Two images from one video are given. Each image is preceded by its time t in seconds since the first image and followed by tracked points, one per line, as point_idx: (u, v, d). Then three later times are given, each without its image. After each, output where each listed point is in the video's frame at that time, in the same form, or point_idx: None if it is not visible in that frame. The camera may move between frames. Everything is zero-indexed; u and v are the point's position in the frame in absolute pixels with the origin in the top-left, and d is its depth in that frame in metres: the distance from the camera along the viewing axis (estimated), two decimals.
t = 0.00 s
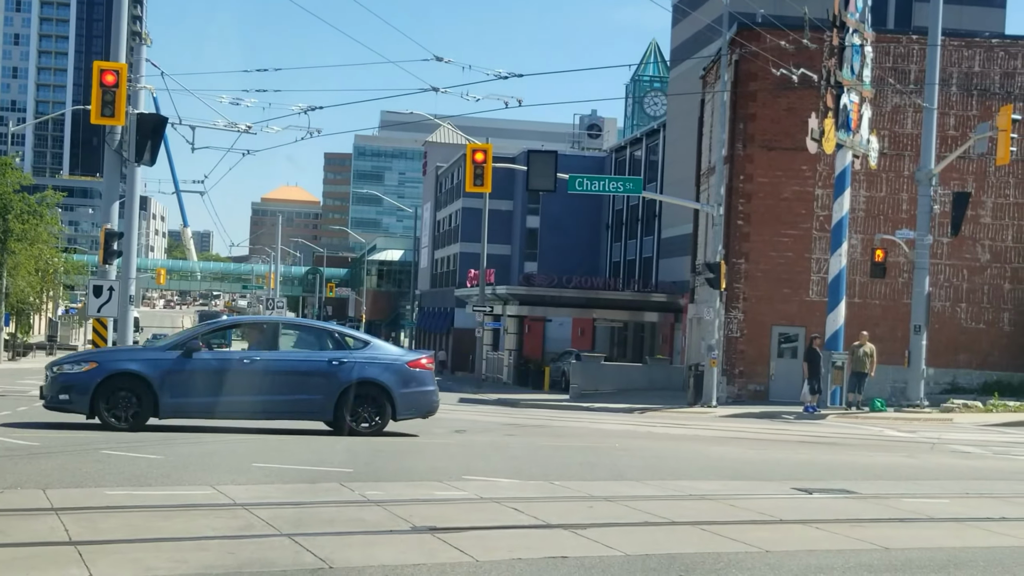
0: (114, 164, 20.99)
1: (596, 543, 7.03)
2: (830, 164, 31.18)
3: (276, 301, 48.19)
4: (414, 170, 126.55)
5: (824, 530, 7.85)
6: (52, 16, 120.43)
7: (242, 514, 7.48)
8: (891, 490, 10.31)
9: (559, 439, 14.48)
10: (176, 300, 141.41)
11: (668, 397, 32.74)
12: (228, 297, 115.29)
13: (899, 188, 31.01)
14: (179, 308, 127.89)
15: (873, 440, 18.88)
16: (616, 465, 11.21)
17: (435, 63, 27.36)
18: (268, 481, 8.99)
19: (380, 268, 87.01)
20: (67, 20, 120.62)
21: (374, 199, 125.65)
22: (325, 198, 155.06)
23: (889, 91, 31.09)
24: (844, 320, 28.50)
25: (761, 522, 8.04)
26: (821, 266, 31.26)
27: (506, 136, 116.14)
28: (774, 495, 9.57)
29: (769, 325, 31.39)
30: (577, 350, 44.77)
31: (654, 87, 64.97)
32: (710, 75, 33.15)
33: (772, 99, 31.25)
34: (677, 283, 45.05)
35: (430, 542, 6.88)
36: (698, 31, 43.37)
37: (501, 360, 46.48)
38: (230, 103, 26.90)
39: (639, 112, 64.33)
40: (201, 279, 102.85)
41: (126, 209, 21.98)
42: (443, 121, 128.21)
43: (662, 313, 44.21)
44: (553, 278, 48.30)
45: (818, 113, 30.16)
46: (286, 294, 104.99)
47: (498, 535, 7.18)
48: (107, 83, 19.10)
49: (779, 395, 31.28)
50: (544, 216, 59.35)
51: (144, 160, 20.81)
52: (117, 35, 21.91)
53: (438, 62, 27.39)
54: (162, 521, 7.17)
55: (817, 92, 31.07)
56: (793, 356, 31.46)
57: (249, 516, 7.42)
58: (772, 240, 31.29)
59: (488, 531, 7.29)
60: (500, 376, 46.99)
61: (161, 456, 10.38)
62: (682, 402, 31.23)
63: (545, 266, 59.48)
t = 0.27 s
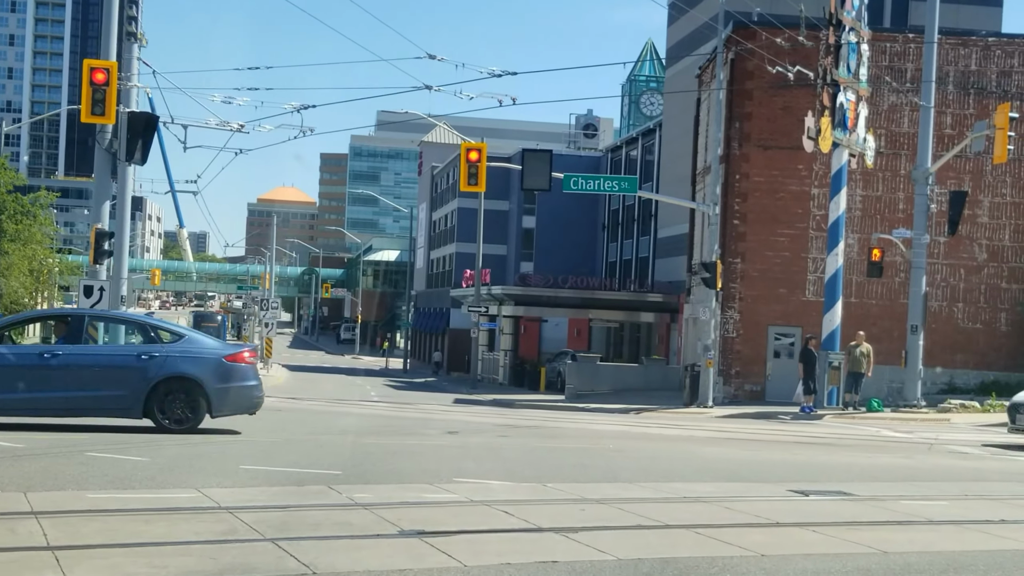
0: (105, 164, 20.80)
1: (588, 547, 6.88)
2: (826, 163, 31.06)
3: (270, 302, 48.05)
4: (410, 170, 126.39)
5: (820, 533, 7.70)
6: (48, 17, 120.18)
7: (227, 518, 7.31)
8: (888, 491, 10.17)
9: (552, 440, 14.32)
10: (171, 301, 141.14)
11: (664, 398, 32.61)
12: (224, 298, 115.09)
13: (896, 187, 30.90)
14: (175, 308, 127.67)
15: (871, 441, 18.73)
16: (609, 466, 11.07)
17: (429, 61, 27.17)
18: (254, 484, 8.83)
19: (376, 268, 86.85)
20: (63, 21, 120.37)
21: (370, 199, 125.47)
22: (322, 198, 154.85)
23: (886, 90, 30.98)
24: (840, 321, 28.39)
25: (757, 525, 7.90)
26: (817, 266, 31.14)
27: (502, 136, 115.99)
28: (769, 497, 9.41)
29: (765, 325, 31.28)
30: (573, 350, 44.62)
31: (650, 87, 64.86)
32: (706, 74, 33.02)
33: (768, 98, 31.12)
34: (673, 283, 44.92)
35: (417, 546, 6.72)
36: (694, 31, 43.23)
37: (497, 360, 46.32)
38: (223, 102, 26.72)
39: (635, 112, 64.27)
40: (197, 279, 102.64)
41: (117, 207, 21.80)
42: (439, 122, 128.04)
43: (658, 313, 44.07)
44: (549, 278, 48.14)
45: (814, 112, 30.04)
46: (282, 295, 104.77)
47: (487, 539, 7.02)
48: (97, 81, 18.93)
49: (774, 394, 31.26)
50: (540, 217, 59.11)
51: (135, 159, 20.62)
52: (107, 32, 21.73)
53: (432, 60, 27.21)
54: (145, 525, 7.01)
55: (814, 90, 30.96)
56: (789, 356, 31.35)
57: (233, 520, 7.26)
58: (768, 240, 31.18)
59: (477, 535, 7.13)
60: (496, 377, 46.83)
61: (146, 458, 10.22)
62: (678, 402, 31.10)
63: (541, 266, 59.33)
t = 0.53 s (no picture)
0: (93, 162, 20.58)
1: (575, 552, 6.69)
2: (822, 162, 30.92)
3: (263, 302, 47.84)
4: (405, 170, 126.15)
5: (816, 536, 7.51)
6: (41, 16, 119.76)
7: (206, 521, 7.12)
8: (884, 493, 9.99)
9: (543, 441, 14.13)
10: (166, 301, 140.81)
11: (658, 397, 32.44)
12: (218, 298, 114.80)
13: (891, 186, 30.76)
14: (168, 308, 127.35)
15: (867, 441, 18.56)
16: (601, 467, 10.87)
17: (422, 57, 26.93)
18: (236, 486, 8.64)
19: (370, 268, 86.63)
20: (56, 20, 119.95)
21: (365, 199, 125.21)
22: (316, 198, 154.58)
23: (881, 88, 30.82)
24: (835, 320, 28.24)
25: (748, 528, 7.71)
26: (812, 265, 31.00)
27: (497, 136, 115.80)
28: (762, 499, 9.23)
29: (760, 324, 31.14)
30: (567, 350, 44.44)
31: (645, 86, 64.70)
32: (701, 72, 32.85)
33: (762, 96, 30.96)
34: (668, 283, 44.75)
35: (401, 551, 6.53)
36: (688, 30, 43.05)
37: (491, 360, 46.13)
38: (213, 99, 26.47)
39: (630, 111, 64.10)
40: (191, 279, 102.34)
41: (106, 204, 21.60)
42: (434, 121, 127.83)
43: (653, 313, 43.91)
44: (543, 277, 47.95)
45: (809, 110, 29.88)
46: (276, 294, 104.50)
47: (472, 543, 6.83)
48: (84, 78, 18.70)
49: (769, 394, 31.09)
50: (534, 216, 58.88)
51: (123, 157, 20.41)
52: (94, 29, 21.51)
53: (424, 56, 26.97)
54: (120, 529, 6.81)
55: (808, 89, 30.81)
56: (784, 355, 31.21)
57: (213, 524, 7.07)
58: (763, 239, 31.02)
59: (462, 539, 6.94)
60: (490, 377, 46.64)
61: (127, 460, 10.02)
62: (672, 402, 30.94)
63: (535, 265, 59.15)
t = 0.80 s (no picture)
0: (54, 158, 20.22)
1: (539, 556, 6.47)
2: (794, 160, 30.84)
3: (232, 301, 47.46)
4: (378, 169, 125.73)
5: (786, 538, 7.31)
6: (10, 15, 118.72)
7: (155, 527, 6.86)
8: (856, 494, 9.81)
9: (511, 442, 13.91)
10: (137, 301, 139.84)
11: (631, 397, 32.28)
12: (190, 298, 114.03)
13: (863, 184, 30.73)
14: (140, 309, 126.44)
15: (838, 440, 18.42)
16: (569, 468, 10.65)
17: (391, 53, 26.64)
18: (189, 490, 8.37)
19: (342, 268, 86.23)
20: (25, 19, 118.94)
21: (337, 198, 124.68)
22: (288, 197, 153.92)
23: (853, 86, 30.75)
24: (808, 319, 28.13)
25: (718, 531, 7.51)
26: (784, 263, 30.91)
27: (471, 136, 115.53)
28: (732, 500, 9.03)
29: (732, 323, 31.05)
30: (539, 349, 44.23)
31: (617, 85, 64.59)
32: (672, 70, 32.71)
33: (734, 93, 30.85)
34: (641, 282, 44.61)
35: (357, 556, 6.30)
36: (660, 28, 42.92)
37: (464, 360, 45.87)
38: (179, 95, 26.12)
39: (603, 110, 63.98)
40: (162, 279, 101.63)
41: (70, 201, 21.24)
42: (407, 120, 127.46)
43: (626, 311, 43.77)
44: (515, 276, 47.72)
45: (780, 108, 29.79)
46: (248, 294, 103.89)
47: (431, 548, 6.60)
48: (45, 73, 18.35)
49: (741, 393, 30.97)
50: (506, 214, 58.65)
51: (85, 154, 20.06)
52: (56, 24, 21.15)
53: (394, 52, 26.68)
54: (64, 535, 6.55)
55: (780, 86, 30.72)
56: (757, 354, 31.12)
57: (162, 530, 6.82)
58: (735, 238, 30.91)
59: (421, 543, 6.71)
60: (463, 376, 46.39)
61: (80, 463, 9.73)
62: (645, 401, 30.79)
63: (508, 264, 58.94)
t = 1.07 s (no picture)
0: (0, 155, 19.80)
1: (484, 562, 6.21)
2: (753, 159, 30.80)
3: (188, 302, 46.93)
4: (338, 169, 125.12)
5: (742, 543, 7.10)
6: None
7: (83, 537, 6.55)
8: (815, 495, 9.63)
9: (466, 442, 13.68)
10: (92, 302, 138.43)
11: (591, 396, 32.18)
12: (147, 299, 112.98)
13: (822, 183, 30.70)
14: (96, 310, 125.15)
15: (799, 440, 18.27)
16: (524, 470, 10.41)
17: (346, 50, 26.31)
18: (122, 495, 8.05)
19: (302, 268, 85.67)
20: None
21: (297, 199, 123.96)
22: (248, 197, 153.00)
23: (812, 86, 30.71)
24: (768, 318, 28.09)
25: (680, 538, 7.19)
26: (744, 262, 30.84)
27: (432, 136, 115.16)
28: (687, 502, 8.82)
29: (692, 322, 30.93)
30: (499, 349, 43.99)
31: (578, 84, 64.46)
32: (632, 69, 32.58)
33: (694, 92, 30.72)
34: (601, 281, 44.47)
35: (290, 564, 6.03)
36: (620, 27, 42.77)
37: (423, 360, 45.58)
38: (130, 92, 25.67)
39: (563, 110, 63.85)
40: (119, 279, 100.64)
41: (17, 200, 20.80)
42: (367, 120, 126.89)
43: (586, 311, 43.63)
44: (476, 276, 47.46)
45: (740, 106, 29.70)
46: (206, 295, 103.06)
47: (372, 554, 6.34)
48: None
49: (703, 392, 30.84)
50: (466, 214, 58.18)
51: (32, 150, 19.65)
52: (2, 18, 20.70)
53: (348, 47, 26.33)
54: None
55: (740, 85, 30.62)
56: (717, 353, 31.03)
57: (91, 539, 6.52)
58: (695, 237, 30.76)
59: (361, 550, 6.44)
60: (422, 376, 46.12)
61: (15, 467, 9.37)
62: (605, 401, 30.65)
63: (468, 264, 58.70)
